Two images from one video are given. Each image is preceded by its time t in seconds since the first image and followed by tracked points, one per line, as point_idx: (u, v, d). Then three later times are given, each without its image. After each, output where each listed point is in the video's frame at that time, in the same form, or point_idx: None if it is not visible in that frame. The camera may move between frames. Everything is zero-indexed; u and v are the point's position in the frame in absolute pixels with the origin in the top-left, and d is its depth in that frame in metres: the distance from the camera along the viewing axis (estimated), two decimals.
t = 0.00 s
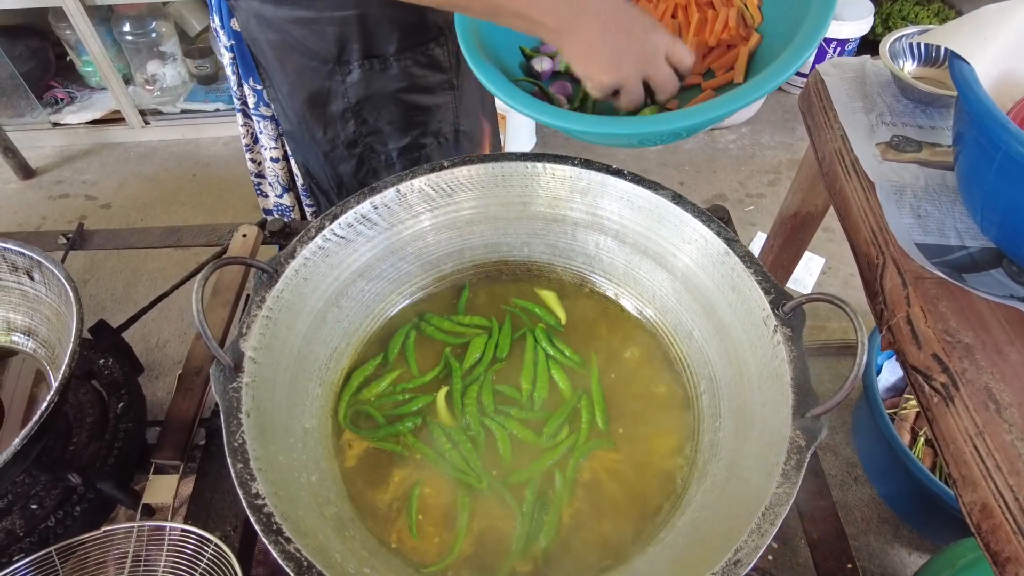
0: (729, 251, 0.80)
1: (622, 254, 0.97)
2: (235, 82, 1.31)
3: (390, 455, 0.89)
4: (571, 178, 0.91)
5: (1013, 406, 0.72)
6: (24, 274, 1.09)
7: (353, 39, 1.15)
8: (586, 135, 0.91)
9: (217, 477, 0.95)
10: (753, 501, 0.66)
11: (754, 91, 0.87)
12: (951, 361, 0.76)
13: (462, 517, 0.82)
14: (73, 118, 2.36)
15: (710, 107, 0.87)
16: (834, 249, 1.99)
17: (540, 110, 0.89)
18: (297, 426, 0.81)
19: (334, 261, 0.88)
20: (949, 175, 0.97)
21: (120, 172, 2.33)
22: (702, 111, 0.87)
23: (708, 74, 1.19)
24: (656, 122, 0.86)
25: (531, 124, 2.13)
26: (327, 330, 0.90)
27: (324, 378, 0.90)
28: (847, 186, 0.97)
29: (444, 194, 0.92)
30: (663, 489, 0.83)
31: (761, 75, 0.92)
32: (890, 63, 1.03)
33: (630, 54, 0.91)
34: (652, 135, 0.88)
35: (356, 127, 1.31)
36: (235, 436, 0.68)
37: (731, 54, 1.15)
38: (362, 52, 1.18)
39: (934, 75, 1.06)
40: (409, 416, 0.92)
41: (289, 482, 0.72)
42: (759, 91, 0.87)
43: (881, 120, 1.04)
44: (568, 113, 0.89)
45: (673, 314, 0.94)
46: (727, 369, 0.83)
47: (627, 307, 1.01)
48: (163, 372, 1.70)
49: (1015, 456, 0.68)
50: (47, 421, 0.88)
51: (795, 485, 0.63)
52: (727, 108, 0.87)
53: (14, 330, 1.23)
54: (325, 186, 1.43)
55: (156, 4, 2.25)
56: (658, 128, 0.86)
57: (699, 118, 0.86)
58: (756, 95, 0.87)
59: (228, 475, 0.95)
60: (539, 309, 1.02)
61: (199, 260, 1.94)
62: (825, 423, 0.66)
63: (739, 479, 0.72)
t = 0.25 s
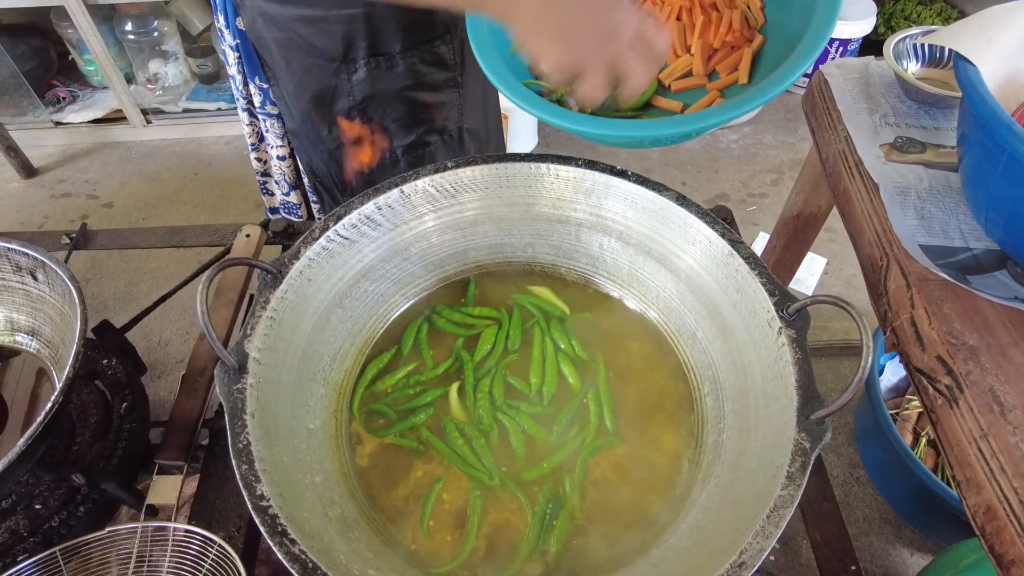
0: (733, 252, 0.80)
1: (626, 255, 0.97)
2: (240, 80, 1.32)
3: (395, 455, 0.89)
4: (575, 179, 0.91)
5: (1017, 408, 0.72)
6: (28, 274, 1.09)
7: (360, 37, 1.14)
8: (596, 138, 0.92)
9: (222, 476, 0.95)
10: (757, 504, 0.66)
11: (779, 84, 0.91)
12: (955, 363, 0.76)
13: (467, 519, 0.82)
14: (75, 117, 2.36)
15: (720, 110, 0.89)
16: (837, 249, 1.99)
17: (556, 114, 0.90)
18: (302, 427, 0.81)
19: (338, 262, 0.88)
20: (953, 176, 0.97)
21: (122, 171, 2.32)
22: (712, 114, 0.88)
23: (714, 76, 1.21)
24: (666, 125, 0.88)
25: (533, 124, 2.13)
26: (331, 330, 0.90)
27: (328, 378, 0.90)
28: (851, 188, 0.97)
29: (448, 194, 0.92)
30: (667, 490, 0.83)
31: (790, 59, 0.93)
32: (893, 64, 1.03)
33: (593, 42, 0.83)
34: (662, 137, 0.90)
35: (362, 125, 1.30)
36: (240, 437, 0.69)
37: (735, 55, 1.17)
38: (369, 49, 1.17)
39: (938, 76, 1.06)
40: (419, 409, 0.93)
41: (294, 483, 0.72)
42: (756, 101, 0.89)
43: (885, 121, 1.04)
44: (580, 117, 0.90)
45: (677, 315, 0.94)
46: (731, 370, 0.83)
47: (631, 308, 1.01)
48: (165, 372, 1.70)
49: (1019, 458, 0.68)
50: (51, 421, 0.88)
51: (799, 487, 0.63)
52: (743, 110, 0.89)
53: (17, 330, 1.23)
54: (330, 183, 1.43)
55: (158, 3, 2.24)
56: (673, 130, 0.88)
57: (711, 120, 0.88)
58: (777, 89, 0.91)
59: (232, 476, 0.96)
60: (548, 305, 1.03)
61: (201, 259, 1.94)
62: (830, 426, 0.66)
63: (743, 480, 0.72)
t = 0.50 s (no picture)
0: (732, 255, 0.80)
1: (626, 257, 0.97)
2: (241, 81, 1.32)
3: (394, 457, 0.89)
4: (574, 181, 0.91)
5: (1016, 411, 0.72)
6: (28, 275, 1.09)
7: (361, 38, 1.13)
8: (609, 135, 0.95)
9: (221, 479, 0.99)
10: (755, 507, 0.66)
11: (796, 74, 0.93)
12: (954, 366, 0.76)
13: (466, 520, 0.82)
14: (76, 116, 2.36)
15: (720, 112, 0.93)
16: (837, 250, 1.99)
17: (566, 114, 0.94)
18: (301, 428, 0.81)
19: (338, 263, 0.88)
20: (953, 178, 0.97)
21: (123, 171, 2.33)
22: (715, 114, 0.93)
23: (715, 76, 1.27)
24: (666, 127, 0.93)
25: (534, 124, 2.13)
26: (331, 332, 0.90)
27: (328, 380, 0.90)
28: (851, 190, 0.96)
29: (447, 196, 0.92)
30: (666, 492, 0.83)
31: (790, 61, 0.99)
32: (894, 65, 1.03)
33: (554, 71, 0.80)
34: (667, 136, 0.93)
35: (363, 125, 1.29)
36: (239, 439, 0.69)
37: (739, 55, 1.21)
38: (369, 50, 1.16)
39: (938, 77, 1.06)
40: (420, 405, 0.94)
41: (293, 485, 0.72)
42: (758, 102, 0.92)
43: (885, 122, 1.04)
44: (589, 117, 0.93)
45: (677, 317, 0.94)
46: (730, 372, 0.83)
47: (631, 310, 1.01)
48: (165, 371, 1.70)
49: (1018, 461, 0.68)
50: (50, 423, 0.88)
51: (797, 491, 0.63)
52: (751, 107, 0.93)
53: (18, 330, 1.23)
54: (330, 183, 1.43)
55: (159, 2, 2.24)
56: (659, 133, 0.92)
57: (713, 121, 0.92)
58: (780, 90, 0.93)
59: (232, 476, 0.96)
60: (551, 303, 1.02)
61: (202, 259, 1.94)
62: (828, 429, 0.66)
63: (741, 483, 0.72)
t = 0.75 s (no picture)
0: (731, 255, 0.80)
1: (625, 257, 0.97)
2: (240, 80, 1.32)
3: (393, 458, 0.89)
4: (573, 180, 0.91)
5: (1016, 411, 0.72)
6: (27, 274, 1.09)
7: (360, 37, 1.13)
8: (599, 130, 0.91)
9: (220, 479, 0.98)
10: (755, 508, 0.66)
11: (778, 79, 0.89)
12: (954, 366, 0.76)
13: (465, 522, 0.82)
14: (75, 115, 2.36)
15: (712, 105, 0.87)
16: (837, 250, 1.99)
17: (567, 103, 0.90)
18: (300, 428, 0.81)
19: (336, 263, 0.88)
20: (953, 178, 0.97)
21: (123, 170, 2.32)
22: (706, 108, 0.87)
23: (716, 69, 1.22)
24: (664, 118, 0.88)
25: (534, 123, 2.12)
26: (329, 332, 0.90)
27: (326, 380, 0.90)
28: (851, 190, 0.96)
29: (446, 196, 0.92)
30: (665, 493, 0.83)
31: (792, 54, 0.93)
32: (894, 64, 1.03)
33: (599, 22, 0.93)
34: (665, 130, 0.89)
35: (362, 124, 1.30)
36: (237, 439, 0.68)
37: (738, 50, 1.16)
38: (368, 49, 1.16)
39: (939, 76, 1.06)
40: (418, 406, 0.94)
41: (292, 485, 0.72)
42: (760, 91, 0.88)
43: (886, 122, 1.04)
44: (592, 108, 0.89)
45: (676, 317, 0.93)
46: (729, 372, 0.83)
47: (630, 310, 1.01)
48: (165, 371, 1.69)
49: (1018, 462, 0.68)
50: (49, 422, 0.87)
51: (796, 491, 0.63)
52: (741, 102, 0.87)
53: (16, 330, 1.23)
54: (330, 183, 1.42)
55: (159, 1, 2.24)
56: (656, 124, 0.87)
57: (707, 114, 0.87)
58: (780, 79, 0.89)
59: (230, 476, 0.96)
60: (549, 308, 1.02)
61: (201, 258, 1.94)
62: (827, 429, 0.66)
63: (740, 484, 0.72)
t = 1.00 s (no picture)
0: (733, 256, 0.80)
1: (625, 258, 0.97)
2: (241, 79, 1.32)
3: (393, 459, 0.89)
4: (574, 181, 0.91)
5: (1018, 413, 0.72)
6: (28, 275, 1.09)
7: (361, 36, 1.12)
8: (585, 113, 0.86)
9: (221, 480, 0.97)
10: (756, 511, 0.66)
11: (766, 65, 0.82)
12: (955, 368, 0.76)
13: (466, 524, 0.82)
14: (76, 115, 2.36)
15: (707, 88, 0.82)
16: (838, 250, 1.98)
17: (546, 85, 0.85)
18: (300, 429, 0.81)
19: (337, 264, 0.88)
20: (955, 179, 0.97)
21: (123, 170, 2.32)
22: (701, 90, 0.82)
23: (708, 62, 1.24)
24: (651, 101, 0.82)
25: (534, 123, 2.12)
26: (330, 333, 0.90)
27: (327, 380, 0.90)
28: (852, 192, 0.96)
29: (447, 197, 0.92)
30: (666, 496, 0.83)
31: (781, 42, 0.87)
32: (896, 65, 1.03)
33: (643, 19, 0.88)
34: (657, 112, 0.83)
35: (363, 124, 1.29)
36: (238, 441, 0.68)
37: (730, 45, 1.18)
38: (369, 48, 1.16)
39: (940, 77, 1.06)
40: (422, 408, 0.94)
41: (292, 488, 0.72)
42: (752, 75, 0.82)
43: (887, 123, 1.04)
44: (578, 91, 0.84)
45: (677, 318, 0.94)
46: (729, 373, 0.83)
47: (631, 310, 1.01)
48: (165, 371, 1.69)
49: (1020, 464, 0.68)
50: (50, 423, 0.87)
51: (798, 494, 0.63)
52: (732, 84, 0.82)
53: (17, 330, 1.23)
54: (332, 182, 1.43)
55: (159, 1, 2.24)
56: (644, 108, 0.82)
57: (703, 95, 0.82)
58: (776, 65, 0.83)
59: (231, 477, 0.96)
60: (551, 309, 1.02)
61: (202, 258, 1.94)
62: (829, 432, 0.66)
63: (741, 487, 0.71)
